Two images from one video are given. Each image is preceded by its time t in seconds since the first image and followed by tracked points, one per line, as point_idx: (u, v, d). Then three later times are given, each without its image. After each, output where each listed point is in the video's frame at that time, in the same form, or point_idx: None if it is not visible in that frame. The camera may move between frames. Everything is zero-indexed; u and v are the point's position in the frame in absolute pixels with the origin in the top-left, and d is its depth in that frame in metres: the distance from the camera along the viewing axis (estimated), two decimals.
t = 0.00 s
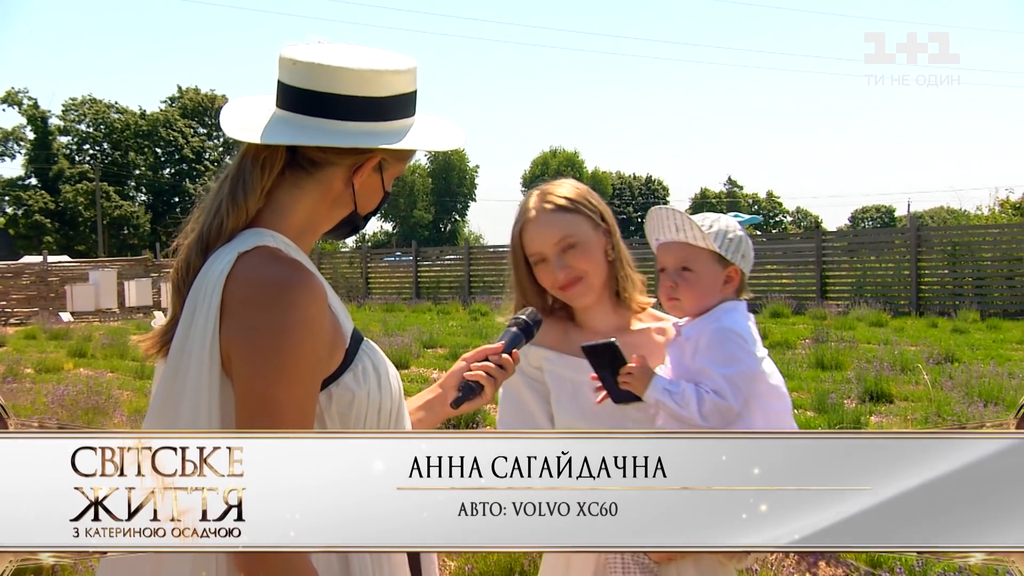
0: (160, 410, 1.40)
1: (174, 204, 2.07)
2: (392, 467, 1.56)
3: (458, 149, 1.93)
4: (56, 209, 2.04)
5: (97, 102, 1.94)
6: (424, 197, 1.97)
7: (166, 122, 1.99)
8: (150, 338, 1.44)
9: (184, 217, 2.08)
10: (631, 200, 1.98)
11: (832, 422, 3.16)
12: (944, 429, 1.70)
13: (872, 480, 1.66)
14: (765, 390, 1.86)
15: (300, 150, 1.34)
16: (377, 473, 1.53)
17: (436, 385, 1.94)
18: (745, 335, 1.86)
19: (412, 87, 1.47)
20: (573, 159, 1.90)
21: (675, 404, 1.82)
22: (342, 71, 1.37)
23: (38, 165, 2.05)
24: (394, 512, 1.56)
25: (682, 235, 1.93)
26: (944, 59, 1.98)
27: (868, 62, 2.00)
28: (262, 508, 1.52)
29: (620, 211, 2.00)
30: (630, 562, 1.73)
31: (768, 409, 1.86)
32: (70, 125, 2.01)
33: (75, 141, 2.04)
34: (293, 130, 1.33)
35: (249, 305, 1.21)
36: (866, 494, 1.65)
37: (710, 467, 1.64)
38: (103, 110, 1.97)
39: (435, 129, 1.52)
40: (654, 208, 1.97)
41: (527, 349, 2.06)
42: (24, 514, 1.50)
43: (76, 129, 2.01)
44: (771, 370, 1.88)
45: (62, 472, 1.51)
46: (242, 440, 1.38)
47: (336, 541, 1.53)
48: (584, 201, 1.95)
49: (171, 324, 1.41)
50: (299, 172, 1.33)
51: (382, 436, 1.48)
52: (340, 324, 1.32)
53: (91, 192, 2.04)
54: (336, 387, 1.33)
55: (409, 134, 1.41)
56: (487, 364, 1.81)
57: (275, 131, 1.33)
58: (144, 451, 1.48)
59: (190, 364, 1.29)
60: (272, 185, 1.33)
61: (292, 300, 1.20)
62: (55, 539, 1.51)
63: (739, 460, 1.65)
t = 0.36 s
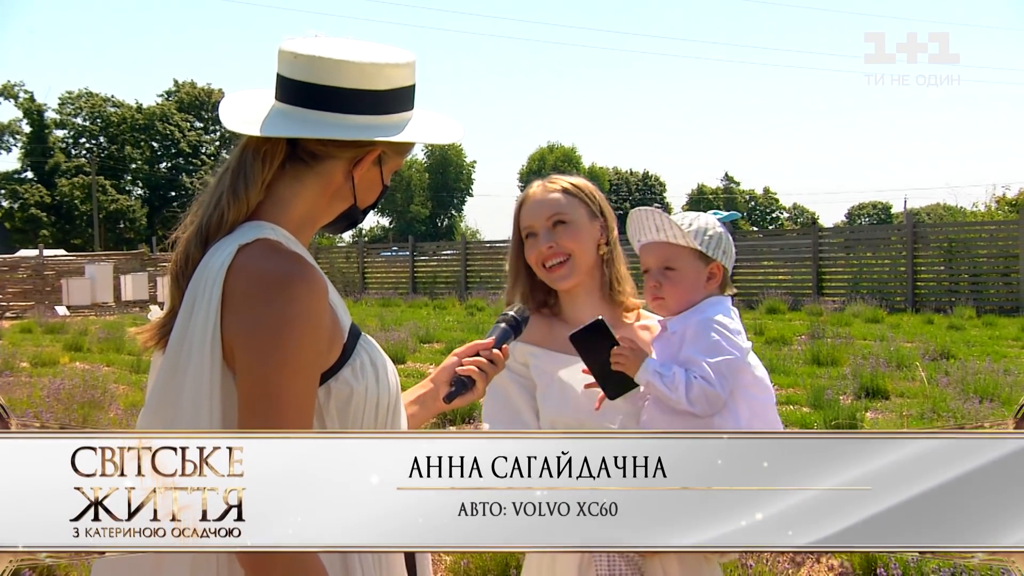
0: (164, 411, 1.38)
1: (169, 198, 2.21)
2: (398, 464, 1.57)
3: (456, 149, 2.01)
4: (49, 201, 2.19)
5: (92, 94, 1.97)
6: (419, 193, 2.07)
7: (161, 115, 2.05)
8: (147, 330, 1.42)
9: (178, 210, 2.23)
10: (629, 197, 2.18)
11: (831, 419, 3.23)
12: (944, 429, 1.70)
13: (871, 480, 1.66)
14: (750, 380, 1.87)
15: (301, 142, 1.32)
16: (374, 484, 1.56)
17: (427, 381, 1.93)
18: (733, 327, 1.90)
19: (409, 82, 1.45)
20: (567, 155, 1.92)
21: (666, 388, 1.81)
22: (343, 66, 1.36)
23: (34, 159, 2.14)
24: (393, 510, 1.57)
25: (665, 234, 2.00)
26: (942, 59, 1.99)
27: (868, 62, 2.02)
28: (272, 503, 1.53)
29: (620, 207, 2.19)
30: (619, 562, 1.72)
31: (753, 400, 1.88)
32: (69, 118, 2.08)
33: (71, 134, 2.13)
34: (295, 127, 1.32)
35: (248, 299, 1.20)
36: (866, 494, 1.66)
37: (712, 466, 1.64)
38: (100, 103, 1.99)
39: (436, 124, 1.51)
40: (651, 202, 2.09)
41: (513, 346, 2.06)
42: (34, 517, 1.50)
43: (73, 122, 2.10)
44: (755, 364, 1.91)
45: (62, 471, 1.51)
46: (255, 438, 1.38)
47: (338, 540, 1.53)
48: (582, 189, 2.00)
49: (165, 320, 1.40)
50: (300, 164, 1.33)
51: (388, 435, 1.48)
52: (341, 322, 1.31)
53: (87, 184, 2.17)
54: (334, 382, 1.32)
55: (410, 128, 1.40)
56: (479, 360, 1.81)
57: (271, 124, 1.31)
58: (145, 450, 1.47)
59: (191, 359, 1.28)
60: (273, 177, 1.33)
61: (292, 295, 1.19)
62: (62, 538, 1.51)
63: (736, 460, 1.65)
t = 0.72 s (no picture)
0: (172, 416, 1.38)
1: (178, 210, 2.17)
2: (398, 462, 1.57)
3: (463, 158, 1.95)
4: (64, 216, 2.32)
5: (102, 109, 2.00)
6: (426, 204, 2.14)
7: (171, 128, 2.04)
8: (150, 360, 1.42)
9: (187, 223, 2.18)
10: (639, 205, 2.14)
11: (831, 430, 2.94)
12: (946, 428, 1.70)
13: (873, 480, 1.66)
14: (767, 397, 1.94)
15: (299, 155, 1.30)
16: (372, 493, 1.58)
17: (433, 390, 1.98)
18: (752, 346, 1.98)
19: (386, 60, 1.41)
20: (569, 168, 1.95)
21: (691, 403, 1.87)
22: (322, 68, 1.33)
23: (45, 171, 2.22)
24: (393, 510, 1.58)
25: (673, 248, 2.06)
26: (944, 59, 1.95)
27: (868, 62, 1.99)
28: (272, 503, 1.54)
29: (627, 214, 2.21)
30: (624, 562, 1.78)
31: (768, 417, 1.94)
32: (79, 136, 2.17)
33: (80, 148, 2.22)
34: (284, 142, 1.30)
35: (263, 297, 1.18)
36: (866, 494, 1.66)
37: (714, 467, 1.65)
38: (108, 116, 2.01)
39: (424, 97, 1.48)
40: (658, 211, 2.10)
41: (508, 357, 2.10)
42: (35, 517, 1.51)
43: (82, 136, 2.16)
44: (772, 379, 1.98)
45: (60, 472, 1.52)
46: (256, 437, 1.39)
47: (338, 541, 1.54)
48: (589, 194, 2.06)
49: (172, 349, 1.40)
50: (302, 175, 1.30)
51: (389, 435, 1.49)
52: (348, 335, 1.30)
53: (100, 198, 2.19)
54: (344, 394, 1.34)
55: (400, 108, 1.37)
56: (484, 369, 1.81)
57: (260, 147, 1.30)
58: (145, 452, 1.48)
59: (205, 368, 1.27)
60: (278, 195, 1.30)
61: (307, 295, 1.18)
62: (63, 538, 1.51)
63: (735, 461, 1.65)
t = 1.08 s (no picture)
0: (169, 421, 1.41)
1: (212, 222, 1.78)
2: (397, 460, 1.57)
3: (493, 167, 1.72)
4: (99, 226, 1.81)
5: (135, 119, 1.75)
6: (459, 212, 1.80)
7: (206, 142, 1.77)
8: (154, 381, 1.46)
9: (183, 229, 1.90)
10: (665, 217, 1.91)
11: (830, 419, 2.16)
12: (947, 429, 1.70)
13: (874, 480, 1.65)
14: (784, 414, 1.99)
15: (285, 166, 1.31)
16: (371, 499, 1.57)
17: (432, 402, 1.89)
18: (772, 360, 2.05)
19: (365, 65, 1.41)
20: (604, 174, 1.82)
21: (705, 407, 1.94)
22: (301, 76, 1.33)
23: (78, 183, 1.82)
24: (395, 510, 1.58)
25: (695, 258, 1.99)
26: (946, 58, 1.89)
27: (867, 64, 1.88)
28: (270, 503, 1.53)
29: (655, 227, 1.95)
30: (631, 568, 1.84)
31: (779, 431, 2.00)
32: (112, 144, 1.79)
33: (111, 158, 1.82)
34: (269, 152, 1.31)
35: (256, 294, 1.18)
36: (865, 494, 1.65)
37: (715, 467, 1.64)
38: (141, 128, 1.77)
39: (405, 97, 1.48)
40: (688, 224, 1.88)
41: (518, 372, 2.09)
42: (38, 516, 1.53)
43: (112, 146, 1.80)
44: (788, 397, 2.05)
45: (61, 472, 1.54)
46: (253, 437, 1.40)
47: (337, 541, 1.54)
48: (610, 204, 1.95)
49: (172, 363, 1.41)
50: (293, 186, 1.32)
51: (385, 436, 1.50)
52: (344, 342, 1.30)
53: (135, 208, 1.81)
54: (342, 403, 1.35)
55: (382, 110, 1.38)
56: (487, 380, 1.78)
57: (248, 161, 1.31)
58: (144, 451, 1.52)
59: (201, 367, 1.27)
60: (269, 207, 1.31)
61: (301, 284, 1.17)
62: (63, 538, 1.54)
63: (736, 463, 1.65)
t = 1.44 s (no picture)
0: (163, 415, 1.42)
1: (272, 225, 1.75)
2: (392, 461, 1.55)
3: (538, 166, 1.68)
4: (150, 222, 1.86)
5: (186, 118, 1.69)
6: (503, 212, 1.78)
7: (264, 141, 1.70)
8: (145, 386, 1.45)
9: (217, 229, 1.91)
10: (713, 217, 1.94)
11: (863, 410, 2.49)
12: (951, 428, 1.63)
13: (875, 480, 1.60)
14: (805, 417, 1.89)
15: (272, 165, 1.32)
16: (369, 500, 1.56)
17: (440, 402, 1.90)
18: (792, 363, 1.95)
19: (354, 63, 1.41)
20: (652, 176, 1.74)
21: (718, 404, 1.85)
22: (287, 75, 1.34)
23: (131, 179, 1.86)
24: (395, 509, 1.57)
25: (715, 257, 2.02)
26: (946, 60, 1.74)
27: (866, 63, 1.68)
28: (270, 502, 1.53)
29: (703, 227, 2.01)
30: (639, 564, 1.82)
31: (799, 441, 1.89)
32: (165, 141, 1.75)
33: (165, 157, 1.80)
34: (256, 151, 1.31)
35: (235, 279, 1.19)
36: (865, 494, 1.60)
37: (715, 468, 1.60)
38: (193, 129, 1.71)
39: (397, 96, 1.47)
40: (734, 220, 1.93)
41: (536, 380, 2.03)
42: (38, 518, 1.53)
43: (168, 146, 1.76)
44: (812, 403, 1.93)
45: (62, 473, 1.55)
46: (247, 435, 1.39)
47: (337, 541, 1.54)
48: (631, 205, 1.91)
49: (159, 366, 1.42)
50: (280, 185, 1.32)
51: (376, 436, 1.51)
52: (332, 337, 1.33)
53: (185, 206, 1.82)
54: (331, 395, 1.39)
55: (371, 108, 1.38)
56: (494, 380, 1.79)
57: (234, 160, 1.32)
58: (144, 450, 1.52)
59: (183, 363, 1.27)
60: (253, 207, 1.32)
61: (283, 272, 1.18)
62: (63, 538, 1.54)
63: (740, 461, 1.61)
